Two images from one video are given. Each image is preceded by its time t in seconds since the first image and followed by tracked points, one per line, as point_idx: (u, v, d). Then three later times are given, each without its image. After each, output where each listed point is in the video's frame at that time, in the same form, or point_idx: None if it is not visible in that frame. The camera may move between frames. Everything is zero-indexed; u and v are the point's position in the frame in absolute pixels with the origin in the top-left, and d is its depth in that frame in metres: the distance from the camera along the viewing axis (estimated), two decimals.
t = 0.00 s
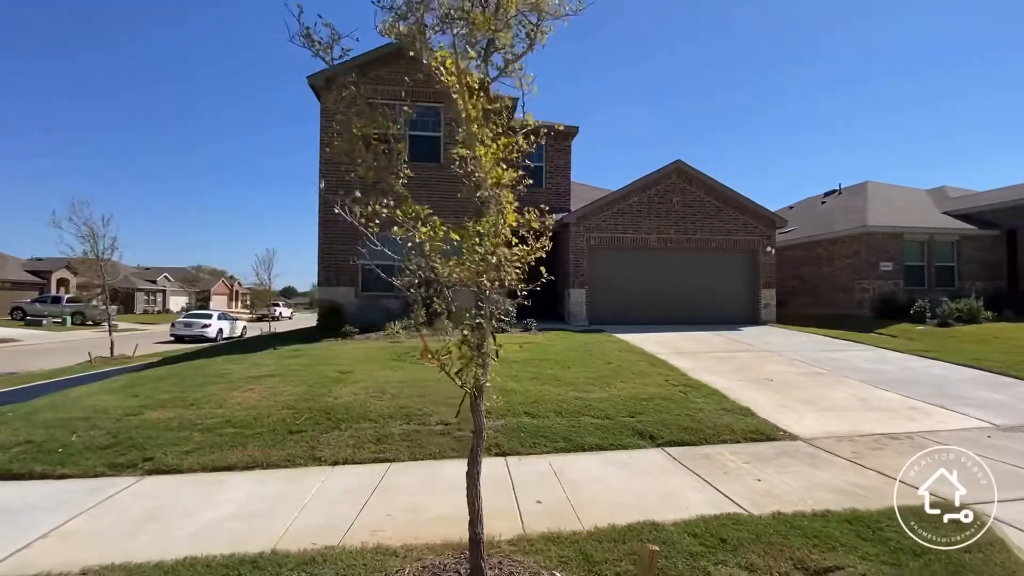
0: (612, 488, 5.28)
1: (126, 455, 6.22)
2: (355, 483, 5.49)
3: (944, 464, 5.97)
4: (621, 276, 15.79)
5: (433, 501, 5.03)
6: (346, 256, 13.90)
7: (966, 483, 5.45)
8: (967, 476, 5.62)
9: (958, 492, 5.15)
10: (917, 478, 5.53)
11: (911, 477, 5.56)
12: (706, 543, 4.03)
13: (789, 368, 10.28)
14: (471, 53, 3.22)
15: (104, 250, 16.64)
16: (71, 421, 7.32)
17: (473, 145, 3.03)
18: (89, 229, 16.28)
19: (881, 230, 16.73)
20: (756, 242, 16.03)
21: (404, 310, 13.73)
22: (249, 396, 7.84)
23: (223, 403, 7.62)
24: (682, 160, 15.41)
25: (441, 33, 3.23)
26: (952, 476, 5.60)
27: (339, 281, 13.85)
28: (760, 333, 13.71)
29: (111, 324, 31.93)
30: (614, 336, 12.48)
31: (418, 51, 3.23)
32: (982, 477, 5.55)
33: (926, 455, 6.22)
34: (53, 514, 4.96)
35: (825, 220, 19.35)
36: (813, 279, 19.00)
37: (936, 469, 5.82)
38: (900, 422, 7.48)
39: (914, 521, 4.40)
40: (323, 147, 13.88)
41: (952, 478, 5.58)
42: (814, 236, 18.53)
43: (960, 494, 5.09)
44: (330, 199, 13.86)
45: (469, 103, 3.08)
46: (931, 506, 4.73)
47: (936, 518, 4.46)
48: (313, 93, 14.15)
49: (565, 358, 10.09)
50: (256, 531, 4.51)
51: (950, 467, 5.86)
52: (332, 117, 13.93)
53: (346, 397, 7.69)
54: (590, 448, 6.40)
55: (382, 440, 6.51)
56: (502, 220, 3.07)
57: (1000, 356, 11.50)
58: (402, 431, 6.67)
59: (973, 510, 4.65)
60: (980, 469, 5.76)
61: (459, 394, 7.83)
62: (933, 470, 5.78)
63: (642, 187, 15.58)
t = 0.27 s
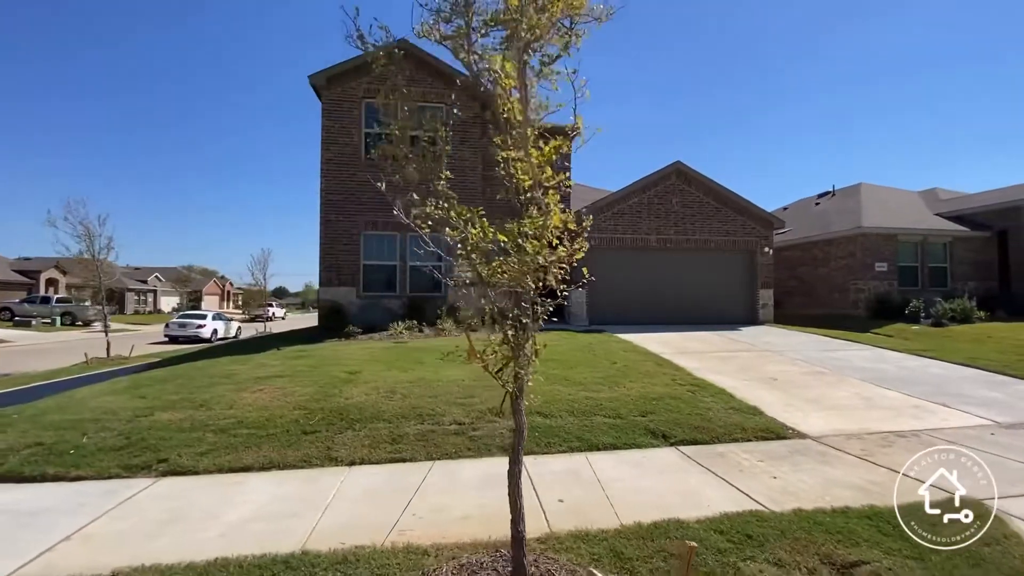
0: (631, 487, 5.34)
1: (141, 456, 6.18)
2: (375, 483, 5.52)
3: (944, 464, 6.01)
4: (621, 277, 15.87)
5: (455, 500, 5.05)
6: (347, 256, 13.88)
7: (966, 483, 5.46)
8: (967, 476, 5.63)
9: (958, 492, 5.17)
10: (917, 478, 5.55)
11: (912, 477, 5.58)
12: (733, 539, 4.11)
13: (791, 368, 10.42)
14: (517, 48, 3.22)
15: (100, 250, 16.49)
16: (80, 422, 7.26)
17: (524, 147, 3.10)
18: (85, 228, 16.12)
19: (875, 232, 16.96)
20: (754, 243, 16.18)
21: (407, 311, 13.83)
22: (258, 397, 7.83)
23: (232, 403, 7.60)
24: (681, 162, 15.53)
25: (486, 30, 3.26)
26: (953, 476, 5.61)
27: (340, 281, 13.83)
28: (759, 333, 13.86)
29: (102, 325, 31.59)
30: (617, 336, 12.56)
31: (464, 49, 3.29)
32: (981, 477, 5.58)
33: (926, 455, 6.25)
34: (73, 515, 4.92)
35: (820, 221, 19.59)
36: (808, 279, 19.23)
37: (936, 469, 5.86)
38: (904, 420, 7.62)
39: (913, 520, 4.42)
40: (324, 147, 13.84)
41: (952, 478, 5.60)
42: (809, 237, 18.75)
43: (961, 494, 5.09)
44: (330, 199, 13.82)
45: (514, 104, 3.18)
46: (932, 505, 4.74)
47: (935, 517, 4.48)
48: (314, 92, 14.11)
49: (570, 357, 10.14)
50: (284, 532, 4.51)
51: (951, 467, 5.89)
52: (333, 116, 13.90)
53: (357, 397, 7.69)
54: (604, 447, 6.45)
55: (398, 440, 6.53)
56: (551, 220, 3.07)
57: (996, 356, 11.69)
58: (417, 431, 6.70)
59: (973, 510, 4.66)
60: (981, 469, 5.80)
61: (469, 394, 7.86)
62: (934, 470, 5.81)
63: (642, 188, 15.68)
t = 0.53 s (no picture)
0: (650, 481, 5.46)
1: (161, 454, 6.23)
2: (398, 479, 5.60)
3: (945, 463, 5.95)
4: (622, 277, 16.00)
5: (481, 495, 5.15)
6: (351, 255, 13.91)
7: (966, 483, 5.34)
8: (967, 476, 5.54)
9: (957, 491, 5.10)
10: (915, 478, 5.48)
11: (910, 477, 5.51)
12: (758, 529, 4.23)
13: (794, 366, 10.60)
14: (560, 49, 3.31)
15: (99, 249, 16.42)
16: (96, 420, 7.28)
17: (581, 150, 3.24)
18: (85, 227, 16.05)
19: (871, 232, 17.23)
20: (753, 243, 16.39)
21: (411, 310, 13.87)
22: (272, 395, 7.87)
23: (247, 402, 7.64)
24: (681, 163, 15.70)
25: (531, 33, 3.36)
26: (953, 475, 5.55)
27: (344, 281, 13.86)
28: (759, 332, 14.05)
29: (95, 325, 31.35)
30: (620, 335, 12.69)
31: (508, 50, 3.36)
32: (981, 477, 5.51)
33: (929, 454, 6.21)
34: (101, 512, 4.95)
35: (815, 221, 19.85)
36: (805, 279, 19.50)
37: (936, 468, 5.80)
38: (908, 416, 7.79)
39: (913, 520, 4.38)
40: (328, 146, 13.88)
41: (952, 477, 5.51)
42: (805, 237, 19.01)
43: (958, 493, 4.95)
44: (334, 199, 13.86)
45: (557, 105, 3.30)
46: (931, 505, 4.68)
47: (934, 517, 4.43)
48: (317, 92, 14.14)
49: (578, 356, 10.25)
50: (315, 526, 4.58)
51: (951, 466, 5.84)
52: (337, 116, 13.93)
53: (371, 395, 7.75)
54: (620, 443, 6.57)
55: (416, 437, 6.60)
56: (598, 218, 3.11)
57: (991, 354, 11.94)
58: (434, 428, 6.78)
59: (972, 510, 4.60)
60: (980, 468, 5.74)
61: (483, 392, 7.95)
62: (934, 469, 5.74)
63: (643, 188, 15.84)
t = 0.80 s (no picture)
0: (670, 478, 5.57)
1: (183, 453, 6.27)
2: (422, 477, 5.67)
3: (945, 464, 5.99)
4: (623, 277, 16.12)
5: (506, 493, 5.23)
6: (355, 256, 13.93)
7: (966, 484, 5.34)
8: (968, 476, 5.56)
9: (957, 491, 5.12)
10: (915, 478, 5.54)
11: (910, 477, 5.57)
12: (783, 524, 4.35)
13: (798, 365, 10.76)
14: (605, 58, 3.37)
15: (100, 249, 16.35)
16: (113, 420, 7.31)
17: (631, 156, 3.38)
18: (85, 226, 15.97)
19: (868, 234, 17.46)
20: (752, 244, 16.56)
21: (415, 310, 13.91)
22: (287, 395, 7.92)
23: (263, 402, 7.69)
24: (683, 164, 15.86)
25: (577, 42, 3.42)
26: (954, 476, 5.57)
27: (349, 281, 13.88)
28: (760, 332, 14.22)
29: (89, 326, 31.11)
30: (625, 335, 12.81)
31: (554, 60, 3.45)
32: (981, 477, 5.53)
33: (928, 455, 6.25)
34: (132, 512, 4.99)
35: (813, 222, 20.08)
36: (802, 279, 19.74)
37: (937, 468, 5.83)
38: (914, 414, 7.96)
39: (913, 520, 4.41)
40: (333, 146, 13.89)
41: (953, 477, 5.53)
42: (803, 238, 19.23)
43: (957, 493, 4.97)
44: (339, 199, 13.89)
45: (600, 111, 3.37)
46: (932, 505, 4.71)
47: (934, 517, 4.46)
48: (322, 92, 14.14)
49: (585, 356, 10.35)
50: (348, 524, 4.64)
51: (951, 467, 5.87)
52: (341, 116, 13.95)
53: (386, 395, 7.80)
54: (635, 442, 6.67)
55: (435, 436, 6.68)
56: (644, 223, 3.19)
57: (989, 353, 12.16)
58: (452, 428, 6.86)
59: (973, 510, 4.63)
60: (981, 469, 5.77)
61: (496, 391, 8.03)
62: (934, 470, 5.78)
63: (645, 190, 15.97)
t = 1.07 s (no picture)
0: (689, 475, 5.65)
1: (202, 453, 6.29)
2: (444, 476, 5.72)
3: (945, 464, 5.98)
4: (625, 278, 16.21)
5: (530, 491, 5.29)
6: (359, 255, 13.94)
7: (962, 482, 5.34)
8: (968, 476, 5.54)
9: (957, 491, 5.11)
10: (927, 474, 5.66)
11: (922, 473, 5.69)
12: (806, 519, 4.45)
13: (803, 364, 10.90)
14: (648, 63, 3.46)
15: (100, 249, 16.26)
16: (127, 420, 7.31)
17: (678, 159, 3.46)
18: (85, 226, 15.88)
19: (866, 235, 17.67)
20: (752, 244, 16.70)
21: (419, 310, 13.93)
22: (300, 395, 7.93)
23: (276, 402, 7.70)
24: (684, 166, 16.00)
25: (618, 47, 3.49)
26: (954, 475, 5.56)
27: (353, 281, 13.89)
28: (762, 332, 14.37)
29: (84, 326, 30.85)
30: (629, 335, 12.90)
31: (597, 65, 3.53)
32: (981, 477, 5.51)
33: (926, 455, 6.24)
34: (159, 511, 5.02)
35: (810, 223, 20.30)
36: (800, 279, 19.96)
37: (936, 468, 5.82)
38: (920, 412, 8.10)
39: (930, 514, 4.52)
40: (336, 146, 13.89)
41: (952, 477, 5.51)
42: (801, 239, 19.44)
43: (957, 493, 4.94)
44: (343, 199, 13.89)
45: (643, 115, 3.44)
46: (931, 505, 4.71)
47: (933, 517, 4.47)
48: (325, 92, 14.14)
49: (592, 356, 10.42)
50: (377, 521, 4.69)
51: (950, 466, 5.86)
52: (344, 116, 13.95)
53: (399, 395, 7.83)
54: (651, 440, 6.75)
55: (452, 435, 6.73)
56: (687, 225, 3.26)
57: (987, 352, 12.35)
58: (469, 426, 6.92)
59: (972, 510, 4.62)
60: (980, 469, 5.75)
61: (509, 391, 8.09)
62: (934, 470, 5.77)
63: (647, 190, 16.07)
